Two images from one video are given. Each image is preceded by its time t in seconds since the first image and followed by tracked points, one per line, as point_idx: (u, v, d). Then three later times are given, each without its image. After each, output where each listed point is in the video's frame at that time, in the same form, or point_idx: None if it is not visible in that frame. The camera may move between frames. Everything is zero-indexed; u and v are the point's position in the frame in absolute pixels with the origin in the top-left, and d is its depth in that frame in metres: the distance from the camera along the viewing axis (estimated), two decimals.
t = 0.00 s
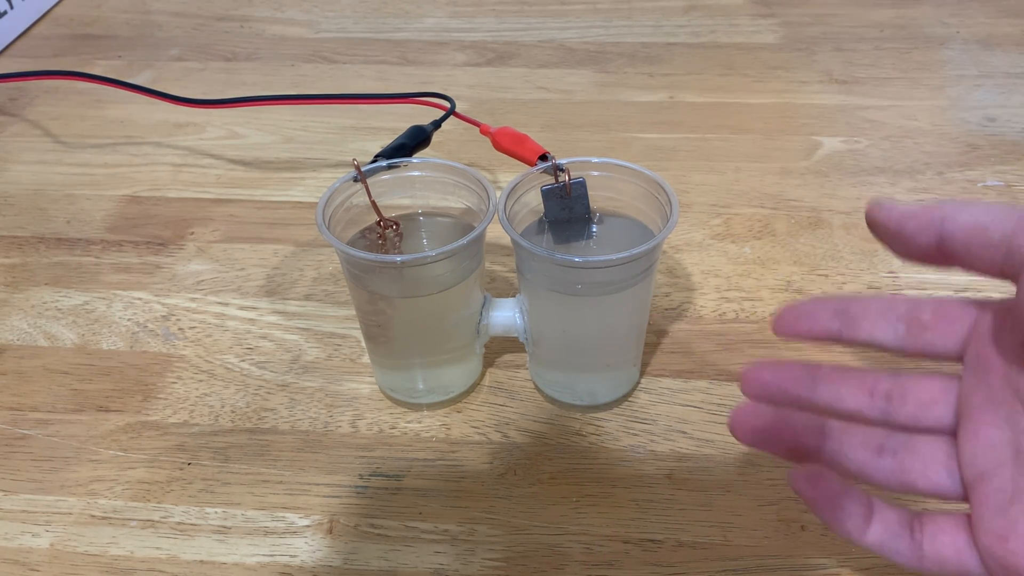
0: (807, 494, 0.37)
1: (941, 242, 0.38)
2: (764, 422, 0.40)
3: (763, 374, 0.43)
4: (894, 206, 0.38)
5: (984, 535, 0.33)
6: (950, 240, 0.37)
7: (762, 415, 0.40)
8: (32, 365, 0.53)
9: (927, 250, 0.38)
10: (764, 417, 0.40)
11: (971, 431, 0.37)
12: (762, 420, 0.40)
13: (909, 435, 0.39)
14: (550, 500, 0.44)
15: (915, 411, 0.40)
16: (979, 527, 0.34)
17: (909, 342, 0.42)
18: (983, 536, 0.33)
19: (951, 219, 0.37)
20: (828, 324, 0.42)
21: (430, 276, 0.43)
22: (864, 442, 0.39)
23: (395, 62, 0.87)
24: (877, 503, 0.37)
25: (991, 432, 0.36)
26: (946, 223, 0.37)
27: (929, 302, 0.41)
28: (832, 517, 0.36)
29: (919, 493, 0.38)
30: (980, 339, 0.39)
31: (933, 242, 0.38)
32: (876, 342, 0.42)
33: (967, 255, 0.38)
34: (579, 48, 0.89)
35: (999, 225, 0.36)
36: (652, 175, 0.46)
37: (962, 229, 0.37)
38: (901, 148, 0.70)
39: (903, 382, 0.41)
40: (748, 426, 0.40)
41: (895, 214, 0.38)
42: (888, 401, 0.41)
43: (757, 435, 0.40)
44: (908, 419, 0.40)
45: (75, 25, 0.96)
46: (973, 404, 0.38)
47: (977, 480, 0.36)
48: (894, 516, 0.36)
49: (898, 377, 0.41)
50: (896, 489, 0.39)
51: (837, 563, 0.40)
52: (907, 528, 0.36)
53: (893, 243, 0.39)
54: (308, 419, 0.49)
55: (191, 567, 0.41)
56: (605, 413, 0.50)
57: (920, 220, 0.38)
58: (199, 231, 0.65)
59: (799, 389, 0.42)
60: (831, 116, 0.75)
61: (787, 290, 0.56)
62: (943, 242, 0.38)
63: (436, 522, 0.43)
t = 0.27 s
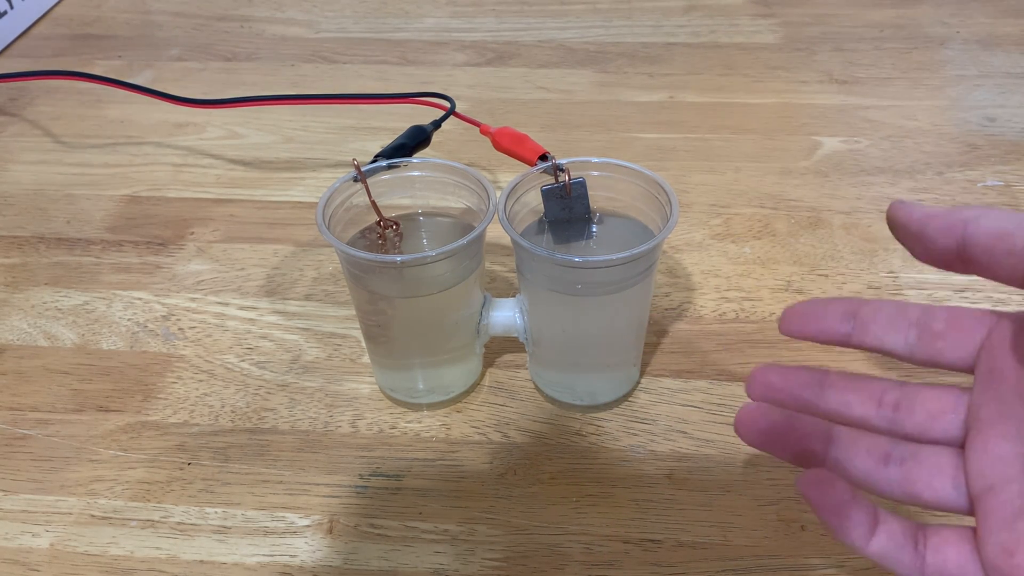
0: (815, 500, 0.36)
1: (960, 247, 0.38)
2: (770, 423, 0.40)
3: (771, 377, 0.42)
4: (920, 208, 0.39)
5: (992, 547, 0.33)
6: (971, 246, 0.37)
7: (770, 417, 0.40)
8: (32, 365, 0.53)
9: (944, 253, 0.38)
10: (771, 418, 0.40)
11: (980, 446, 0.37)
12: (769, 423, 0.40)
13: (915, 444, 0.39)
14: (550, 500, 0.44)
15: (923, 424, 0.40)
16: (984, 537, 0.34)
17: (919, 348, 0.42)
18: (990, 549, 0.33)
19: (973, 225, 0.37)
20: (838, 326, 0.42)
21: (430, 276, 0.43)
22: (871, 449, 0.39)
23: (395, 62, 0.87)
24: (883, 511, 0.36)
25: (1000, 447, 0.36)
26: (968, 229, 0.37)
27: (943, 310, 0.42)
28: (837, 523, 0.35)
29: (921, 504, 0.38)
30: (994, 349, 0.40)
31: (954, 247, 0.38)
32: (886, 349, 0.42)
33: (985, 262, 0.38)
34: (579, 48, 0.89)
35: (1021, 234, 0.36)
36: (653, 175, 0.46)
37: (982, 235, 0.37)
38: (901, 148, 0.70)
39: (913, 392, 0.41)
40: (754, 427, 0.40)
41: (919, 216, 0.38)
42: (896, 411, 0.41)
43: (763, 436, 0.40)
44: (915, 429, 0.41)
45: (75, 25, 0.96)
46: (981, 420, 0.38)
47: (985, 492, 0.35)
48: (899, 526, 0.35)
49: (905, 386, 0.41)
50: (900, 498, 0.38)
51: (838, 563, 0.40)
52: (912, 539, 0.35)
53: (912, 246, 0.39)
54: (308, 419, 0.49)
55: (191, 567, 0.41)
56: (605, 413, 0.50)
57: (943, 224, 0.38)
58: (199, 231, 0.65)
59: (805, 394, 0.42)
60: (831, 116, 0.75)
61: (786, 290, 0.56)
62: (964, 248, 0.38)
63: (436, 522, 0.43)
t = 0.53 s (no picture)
0: (846, 510, 0.33)
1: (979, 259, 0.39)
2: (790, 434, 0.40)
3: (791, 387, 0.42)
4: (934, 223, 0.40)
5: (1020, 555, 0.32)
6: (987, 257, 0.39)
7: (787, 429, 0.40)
8: (32, 365, 0.53)
9: (965, 264, 0.40)
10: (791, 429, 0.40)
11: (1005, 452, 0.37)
12: (790, 430, 0.40)
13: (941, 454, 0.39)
14: (550, 501, 0.44)
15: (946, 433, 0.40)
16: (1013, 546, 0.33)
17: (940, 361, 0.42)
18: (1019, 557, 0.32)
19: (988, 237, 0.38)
20: (856, 341, 0.42)
21: (430, 276, 0.43)
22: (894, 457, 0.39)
23: (395, 62, 0.87)
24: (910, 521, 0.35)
25: None
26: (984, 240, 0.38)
27: (959, 322, 0.43)
28: (867, 535, 0.33)
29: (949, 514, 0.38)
30: (1013, 355, 0.40)
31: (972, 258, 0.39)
32: (906, 361, 0.43)
33: (1007, 272, 0.38)
34: (579, 48, 0.89)
35: None
36: (653, 175, 0.46)
37: (1001, 246, 0.38)
38: (901, 148, 0.70)
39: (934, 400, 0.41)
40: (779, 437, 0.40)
41: (933, 231, 0.40)
42: (919, 420, 0.41)
43: (788, 446, 0.40)
44: (937, 438, 0.40)
45: (75, 25, 0.96)
46: (1005, 426, 0.38)
47: (1011, 499, 0.35)
48: (927, 535, 0.34)
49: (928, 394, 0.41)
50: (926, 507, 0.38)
51: (838, 563, 0.40)
52: (940, 549, 0.34)
53: (931, 260, 0.41)
54: (308, 419, 0.49)
55: (191, 566, 0.41)
56: (605, 414, 0.50)
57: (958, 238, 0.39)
58: (199, 231, 0.65)
59: (826, 403, 0.42)
60: (831, 116, 0.75)
61: (786, 291, 0.56)
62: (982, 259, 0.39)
63: (436, 522, 0.43)
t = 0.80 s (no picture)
0: (867, 472, 0.33)
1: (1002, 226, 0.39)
2: (815, 395, 0.39)
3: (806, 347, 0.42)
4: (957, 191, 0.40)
5: None
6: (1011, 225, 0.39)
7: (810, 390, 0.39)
8: (32, 365, 0.53)
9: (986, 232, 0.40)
10: (813, 393, 0.39)
11: None
12: (814, 394, 0.39)
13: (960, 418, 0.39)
14: (550, 500, 0.44)
15: (964, 396, 0.40)
16: None
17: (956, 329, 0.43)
18: None
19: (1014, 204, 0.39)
20: (874, 305, 0.42)
21: (430, 276, 0.43)
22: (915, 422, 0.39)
23: (395, 62, 0.87)
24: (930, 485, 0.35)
25: None
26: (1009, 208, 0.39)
27: (978, 287, 0.43)
28: (888, 498, 0.34)
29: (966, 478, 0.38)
30: None
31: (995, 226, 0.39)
32: (922, 327, 0.43)
33: None
34: (579, 48, 0.89)
35: None
36: (653, 175, 0.46)
37: None
38: (901, 148, 0.70)
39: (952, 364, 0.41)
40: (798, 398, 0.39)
41: (957, 199, 0.40)
42: (936, 382, 0.41)
43: (807, 410, 0.38)
44: (955, 401, 0.41)
45: (75, 25, 0.96)
46: None
47: None
48: (948, 500, 0.35)
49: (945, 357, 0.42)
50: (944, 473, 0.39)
51: (838, 563, 0.40)
52: (960, 514, 0.35)
53: (952, 228, 0.41)
54: (308, 419, 0.49)
55: (191, 567, 0.41)
56: (605, 413, 0.50)
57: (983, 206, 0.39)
58: (199, 231, 0.65)
59: (841, 364, 0.42)
60: (831, 116, 0.75)
61: (786, 290, 0.56)
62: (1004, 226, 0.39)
63: (436, 522, 0.43)
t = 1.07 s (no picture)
0: (915, 453, 0.33)
1: None
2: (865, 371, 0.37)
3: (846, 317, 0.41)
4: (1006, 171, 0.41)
5: None
6: None
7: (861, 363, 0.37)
8: (32, 365, 0.53)
9: None
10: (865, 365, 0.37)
11: None
12: (865, 371, 0.37)
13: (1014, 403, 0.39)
14: (550, 500, 0.44)
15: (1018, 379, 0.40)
16: None
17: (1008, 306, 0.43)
18: None
19: None
20: (924, 280, 0.42)
21: (430, 276, 0.43)
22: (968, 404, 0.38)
23: (395, 62, 0.87)
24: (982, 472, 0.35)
25: None
26: None
27: None
28: (938, 482, 0.34)
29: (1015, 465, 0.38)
30: None
31: None
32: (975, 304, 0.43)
33: None
34: (579, 48, 0.89)
35: None
36: (653, 175, 0.46)
37: None
38: (901, 148, 0.70)
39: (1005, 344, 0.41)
40: (845, 373, 0.37)
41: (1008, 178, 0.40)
42: (990, 362, 0.40)
43: (856, 385, 0.37)
44: (1007, 384, 0.40)
45: (75, 25, 0.96)
46: None
47: None
48: (1001, 487, 0.35)
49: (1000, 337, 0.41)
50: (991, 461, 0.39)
51: (838, 563, 0.40)
52: (1011, 502, 0.35)
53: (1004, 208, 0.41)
54: (308, 419, 0.49)
55: (190, 567, 0.41)
56: (605, 414, 0.50)
57: None
58: (199, 231, 0.65)
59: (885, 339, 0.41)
60: (831, 116, 0.75)
61: (786, 291, 0.56)
62: None
63: (436, 522, 0.43)
